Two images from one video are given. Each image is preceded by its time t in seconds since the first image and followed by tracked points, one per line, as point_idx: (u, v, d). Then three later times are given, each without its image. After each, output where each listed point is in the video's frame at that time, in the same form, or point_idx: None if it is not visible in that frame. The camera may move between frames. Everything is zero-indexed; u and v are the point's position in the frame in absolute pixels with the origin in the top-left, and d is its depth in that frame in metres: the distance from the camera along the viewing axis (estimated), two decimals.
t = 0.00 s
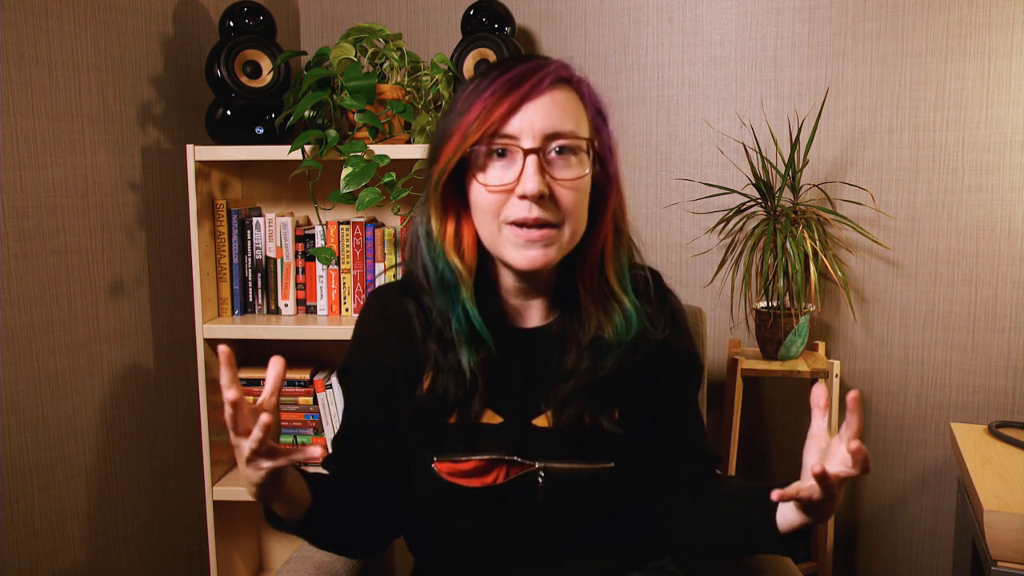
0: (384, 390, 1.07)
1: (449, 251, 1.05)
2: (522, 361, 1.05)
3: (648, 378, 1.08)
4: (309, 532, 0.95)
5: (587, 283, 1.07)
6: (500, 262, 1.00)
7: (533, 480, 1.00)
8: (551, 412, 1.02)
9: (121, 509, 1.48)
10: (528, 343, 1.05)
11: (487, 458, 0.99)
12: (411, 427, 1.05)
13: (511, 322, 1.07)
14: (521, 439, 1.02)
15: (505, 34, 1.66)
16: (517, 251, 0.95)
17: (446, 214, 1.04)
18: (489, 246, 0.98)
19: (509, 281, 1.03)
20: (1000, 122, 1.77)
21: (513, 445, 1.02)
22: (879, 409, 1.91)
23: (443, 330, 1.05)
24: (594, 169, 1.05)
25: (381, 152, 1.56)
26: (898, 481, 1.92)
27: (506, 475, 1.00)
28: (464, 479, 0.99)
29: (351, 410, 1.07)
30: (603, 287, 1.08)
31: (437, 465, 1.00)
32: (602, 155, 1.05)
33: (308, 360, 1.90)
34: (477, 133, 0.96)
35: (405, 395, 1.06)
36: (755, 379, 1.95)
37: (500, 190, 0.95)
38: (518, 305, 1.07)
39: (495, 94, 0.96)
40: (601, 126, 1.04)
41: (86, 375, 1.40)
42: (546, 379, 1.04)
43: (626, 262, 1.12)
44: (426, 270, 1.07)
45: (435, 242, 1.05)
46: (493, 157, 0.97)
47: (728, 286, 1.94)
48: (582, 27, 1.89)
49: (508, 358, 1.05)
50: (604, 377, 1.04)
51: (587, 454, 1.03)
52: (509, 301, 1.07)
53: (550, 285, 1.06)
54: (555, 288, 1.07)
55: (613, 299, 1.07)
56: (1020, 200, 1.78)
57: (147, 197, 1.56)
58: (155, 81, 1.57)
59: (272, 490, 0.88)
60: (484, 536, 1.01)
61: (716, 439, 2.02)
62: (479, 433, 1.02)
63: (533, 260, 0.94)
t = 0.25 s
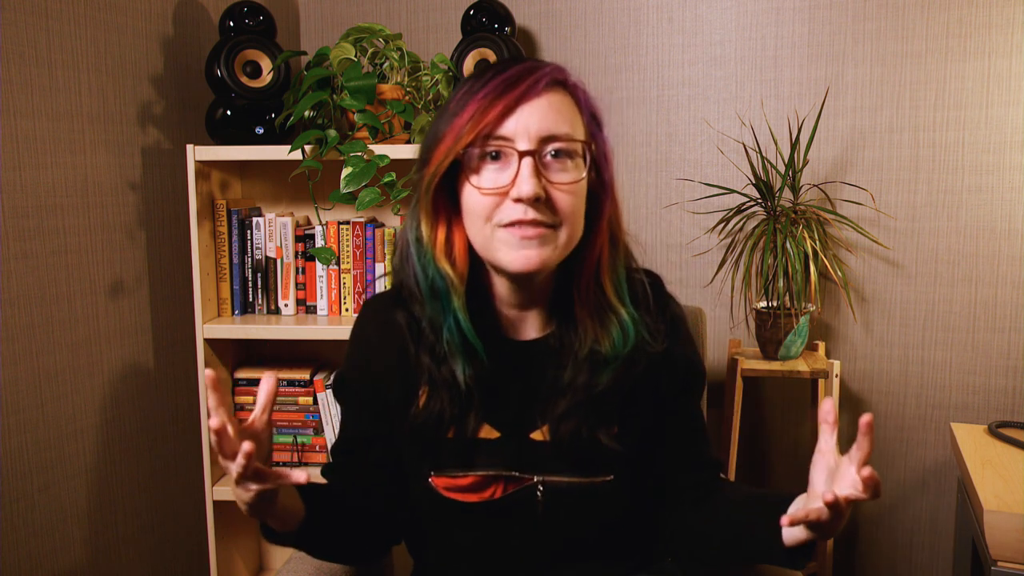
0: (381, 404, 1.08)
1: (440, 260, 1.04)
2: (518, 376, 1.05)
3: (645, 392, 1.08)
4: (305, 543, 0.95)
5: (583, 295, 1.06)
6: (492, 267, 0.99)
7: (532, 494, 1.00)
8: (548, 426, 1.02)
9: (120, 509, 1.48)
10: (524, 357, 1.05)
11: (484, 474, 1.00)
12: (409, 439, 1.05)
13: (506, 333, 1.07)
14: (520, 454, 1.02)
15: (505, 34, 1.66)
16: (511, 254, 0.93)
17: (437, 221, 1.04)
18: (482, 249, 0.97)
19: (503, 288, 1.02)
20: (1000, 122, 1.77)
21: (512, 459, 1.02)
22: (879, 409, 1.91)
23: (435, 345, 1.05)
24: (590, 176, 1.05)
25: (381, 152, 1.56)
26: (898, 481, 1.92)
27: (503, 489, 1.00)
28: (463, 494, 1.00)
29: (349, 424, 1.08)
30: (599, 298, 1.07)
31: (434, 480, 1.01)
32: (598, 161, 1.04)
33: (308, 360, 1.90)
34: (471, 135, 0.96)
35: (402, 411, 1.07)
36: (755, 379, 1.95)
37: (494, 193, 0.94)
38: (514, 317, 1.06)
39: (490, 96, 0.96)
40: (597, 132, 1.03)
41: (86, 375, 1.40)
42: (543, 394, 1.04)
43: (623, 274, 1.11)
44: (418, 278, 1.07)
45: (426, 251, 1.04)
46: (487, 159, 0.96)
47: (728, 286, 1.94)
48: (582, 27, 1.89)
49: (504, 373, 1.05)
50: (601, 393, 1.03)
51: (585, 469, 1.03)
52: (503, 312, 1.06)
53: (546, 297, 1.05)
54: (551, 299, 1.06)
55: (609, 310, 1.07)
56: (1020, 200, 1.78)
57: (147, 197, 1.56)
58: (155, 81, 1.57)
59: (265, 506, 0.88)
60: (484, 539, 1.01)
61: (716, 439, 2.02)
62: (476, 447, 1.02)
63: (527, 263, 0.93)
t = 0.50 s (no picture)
0: (381, 414, 1.08)
1: (434, 277, 1.04)
2: (517, 387, 1.05)
3: (642, 403, 1.08)
4: (306, 555, 0.94)
5: (581, 307, 1.07)
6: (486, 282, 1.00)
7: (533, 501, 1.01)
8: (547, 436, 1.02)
9: (121, 509, 1.48)
10: (522, 368, 1.05)
11: (484, 482, 1.01)
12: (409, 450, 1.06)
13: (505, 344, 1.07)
14: (521, 463, 1.02)
15: (505, 34, 1.66)
16: (504, 271, 0.94)
17: (430, 237, 1.04)
18: (475, 265, 0.98)
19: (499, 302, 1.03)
20: (1000, 122, 1.77)
21: (512, 468, 1.02)
22: (879, 409, 1.91)
23: (432, 359, 1.04)
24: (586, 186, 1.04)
25: (381, 152, 1.56)
26: (898, 481, 1.92)
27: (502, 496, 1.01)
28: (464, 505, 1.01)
29: (349, 434, 1.08)
30: (597, 311, 1.07)
31: (434, 491, 1.02)
32: (595, 170, 1.04)
33: (308, 360, 1.90)
34: (461, 152, 0.96)
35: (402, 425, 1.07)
36: (755, 379, 1.95)
37: (485, 211, 0.94)
38: (511, 328, 1.06)
39: (480, 111, 0.95)
40: (592, 140, 1.03)
41: (86, 375, 1.40)
42: (542, 405, 1.04)
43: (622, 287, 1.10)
44: (412, 296, 1.07)
45: (421, 268, 1.05)
46: (478, 176, 0.96)
47: (728, 286, 1.94)
48: (582, 27, 1.89)
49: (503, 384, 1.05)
50: (600, 407, 1.03)
51: (585, 479, 1.03)
52: (501, 322, 1.06)
53: (543, 308, 1.06)
54: (549, 311, 1.07)
55: (608, 322, 1.07)
56: (1020, 200, 1.78)
57: (147, 197, 1.56)
58: (156, 81, 1.57)
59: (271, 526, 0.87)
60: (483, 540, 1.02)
61: (716, 439, 2.02)
62: (477, 456, 1.02)
63: (520, 281, 0.94)
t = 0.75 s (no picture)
0: (386, 413, 1.07)
1: (437, 273, 1.05)
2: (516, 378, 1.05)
3: (641, 392, 1.08)
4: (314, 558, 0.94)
5: (578, 296, 1.08)
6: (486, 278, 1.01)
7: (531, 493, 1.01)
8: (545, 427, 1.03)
9: (121, 510, 1.48)
10: (524, 359, 1.05)
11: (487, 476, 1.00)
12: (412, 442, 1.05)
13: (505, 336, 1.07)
14: (521, 455, 1.03)
15: (505, 34, 1.66)
16: (507, 268, 0.95)
17: (432, 235, 1.06)
18: (478, 262, 0.98)
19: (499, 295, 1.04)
20: (1000, 122, 1.77)
21: (513, 462, 1.02)
22: (879, 409, 1.91)
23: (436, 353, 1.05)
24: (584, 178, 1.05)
25: (381, 152, 1.56)
26: (898, 481, 1.92)
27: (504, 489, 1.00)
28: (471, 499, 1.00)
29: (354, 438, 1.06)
30: (594, 299, 1.08)
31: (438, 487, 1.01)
32: (592, 164, 1.05)
33: (308, 360, 1.90)
34: (461, 151, 0.96)
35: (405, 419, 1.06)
36: (755, 379, 1.95)
37: (486, 208, 0.95)
38: (512, 318, 1.07)
39: (478, 110, 0.96)
40: (589, 134, 1.03)
41: (86, 375, 1.40)
42: (539, 395, 1.04)
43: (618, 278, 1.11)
44: (415, 291, 1.08)
45: (424, 265, 1.06)
46: (478, 174, 0.97)
47: (728, 286, 1.94)
48: (582, 27, 1.89)
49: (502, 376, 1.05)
50: (595, 394, 1.03)
51: (584, 469, 1.04)
52: (501, 313, 1.07)
53: (543, 298, 1.05)
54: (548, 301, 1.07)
55: (604, 311, 1.07)
56: (1020, 200, 1.78)
57: (147, 197, 1.56)
58: (156, 81, 1.57)
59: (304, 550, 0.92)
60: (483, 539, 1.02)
61: (716, 439, 2.02)
62: (479, 450, 1.03)
63: (523, 277, 0.95)
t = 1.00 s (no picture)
0: (403, 412, 1.04)
1: (448, 263, 1.03)
2: (524, 364, 1.06)
3: (641, 372, 1.08)
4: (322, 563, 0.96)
5: (578, 280, 1.07)
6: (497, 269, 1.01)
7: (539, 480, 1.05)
8: (550, 412, 1.05)
9: (121, 510, 1.48)
10: (531, 346, 1.06)
11: (504, 464, 1.03)
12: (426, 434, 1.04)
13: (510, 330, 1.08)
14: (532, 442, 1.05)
15: (505, 34, 1.66)
16: (519, 259, 0.94)
17: (442, 228, 1.03)
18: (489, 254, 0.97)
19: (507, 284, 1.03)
20: (1000, 122, 1.77)
21: (526, 450, 1.04)
22: (879, 409, 1.91)
23: (448, 343, 1.03)
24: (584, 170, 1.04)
25: (381, 152, 1.56)
26: (898, 482, 1.92)
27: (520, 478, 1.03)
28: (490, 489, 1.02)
29: (370, 444, 1.03)
30: (593, 284, 1.07)
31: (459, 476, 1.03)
32: (593, 155, 1.04)
33: (308, 360, 1.90)
34: (471, 144, 0.95)
35: (419, 412, 1.05)
36: (755, 380, 1.95)
37: (496, 199, 0.94)
38: (517, 308, 1.08)
39: (485, 104, 0.95)
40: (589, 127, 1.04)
41: (86, 375, 1.40)
42: (544, 378, 1.06)
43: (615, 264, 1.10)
44: (425, 283, 1.05)
45: (434, 256, 1.03)
46: (487, 167, 0.96)
47: (728, 287, 1.94)
48: (582, 27, 1.89)
49: (509, 363, 1.06)
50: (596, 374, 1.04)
51: (589, 453, 1.05)
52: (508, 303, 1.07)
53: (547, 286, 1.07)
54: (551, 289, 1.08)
55: (604, 296, 1.07)
56: (1020, 200, 1.78)
57: (148, 198, 1.56)
58: (155, 81, 1.57)
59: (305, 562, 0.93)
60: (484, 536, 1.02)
61: (716, 439, 2.02)
62: (494, 438, 1.04)
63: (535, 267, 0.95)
